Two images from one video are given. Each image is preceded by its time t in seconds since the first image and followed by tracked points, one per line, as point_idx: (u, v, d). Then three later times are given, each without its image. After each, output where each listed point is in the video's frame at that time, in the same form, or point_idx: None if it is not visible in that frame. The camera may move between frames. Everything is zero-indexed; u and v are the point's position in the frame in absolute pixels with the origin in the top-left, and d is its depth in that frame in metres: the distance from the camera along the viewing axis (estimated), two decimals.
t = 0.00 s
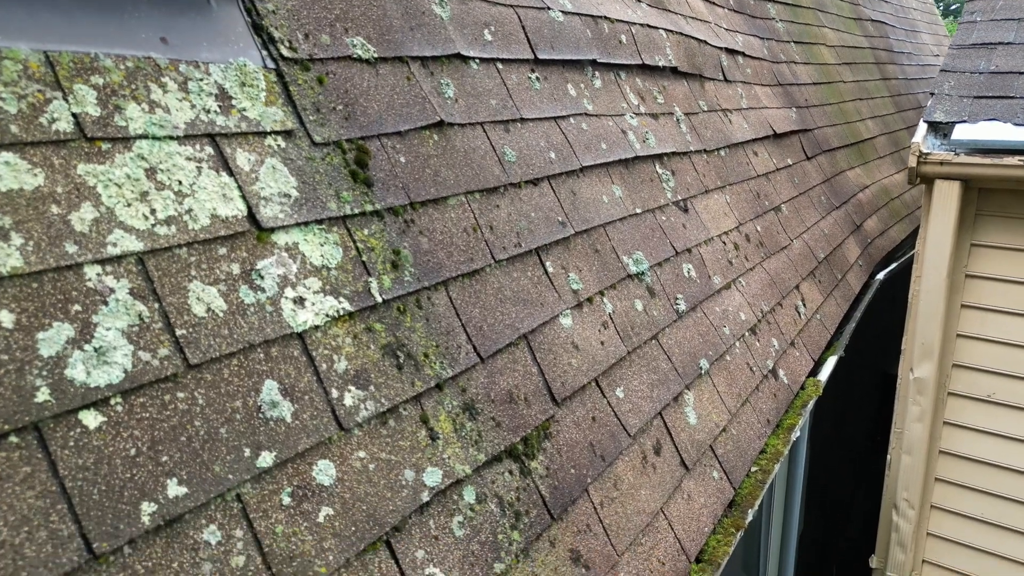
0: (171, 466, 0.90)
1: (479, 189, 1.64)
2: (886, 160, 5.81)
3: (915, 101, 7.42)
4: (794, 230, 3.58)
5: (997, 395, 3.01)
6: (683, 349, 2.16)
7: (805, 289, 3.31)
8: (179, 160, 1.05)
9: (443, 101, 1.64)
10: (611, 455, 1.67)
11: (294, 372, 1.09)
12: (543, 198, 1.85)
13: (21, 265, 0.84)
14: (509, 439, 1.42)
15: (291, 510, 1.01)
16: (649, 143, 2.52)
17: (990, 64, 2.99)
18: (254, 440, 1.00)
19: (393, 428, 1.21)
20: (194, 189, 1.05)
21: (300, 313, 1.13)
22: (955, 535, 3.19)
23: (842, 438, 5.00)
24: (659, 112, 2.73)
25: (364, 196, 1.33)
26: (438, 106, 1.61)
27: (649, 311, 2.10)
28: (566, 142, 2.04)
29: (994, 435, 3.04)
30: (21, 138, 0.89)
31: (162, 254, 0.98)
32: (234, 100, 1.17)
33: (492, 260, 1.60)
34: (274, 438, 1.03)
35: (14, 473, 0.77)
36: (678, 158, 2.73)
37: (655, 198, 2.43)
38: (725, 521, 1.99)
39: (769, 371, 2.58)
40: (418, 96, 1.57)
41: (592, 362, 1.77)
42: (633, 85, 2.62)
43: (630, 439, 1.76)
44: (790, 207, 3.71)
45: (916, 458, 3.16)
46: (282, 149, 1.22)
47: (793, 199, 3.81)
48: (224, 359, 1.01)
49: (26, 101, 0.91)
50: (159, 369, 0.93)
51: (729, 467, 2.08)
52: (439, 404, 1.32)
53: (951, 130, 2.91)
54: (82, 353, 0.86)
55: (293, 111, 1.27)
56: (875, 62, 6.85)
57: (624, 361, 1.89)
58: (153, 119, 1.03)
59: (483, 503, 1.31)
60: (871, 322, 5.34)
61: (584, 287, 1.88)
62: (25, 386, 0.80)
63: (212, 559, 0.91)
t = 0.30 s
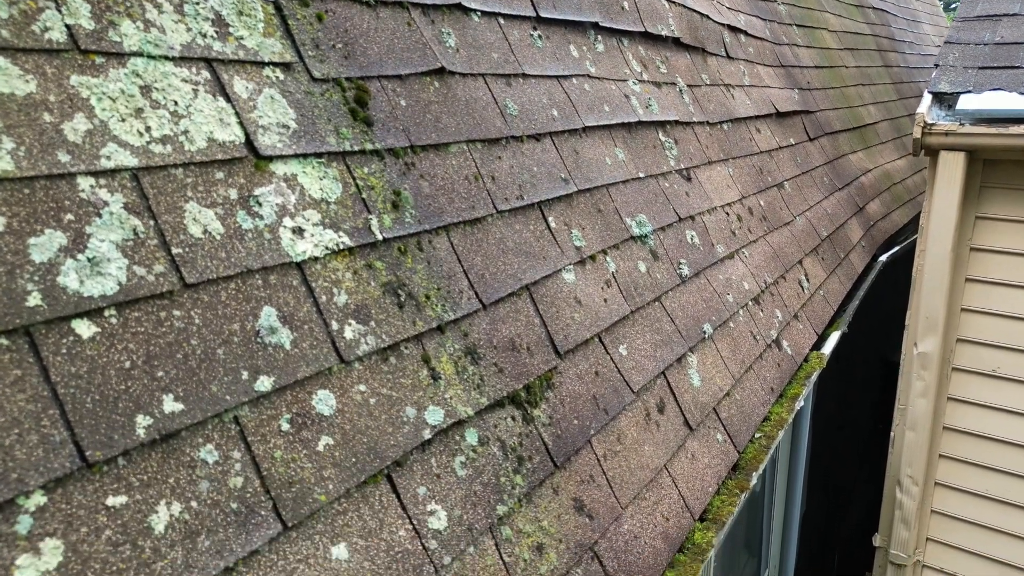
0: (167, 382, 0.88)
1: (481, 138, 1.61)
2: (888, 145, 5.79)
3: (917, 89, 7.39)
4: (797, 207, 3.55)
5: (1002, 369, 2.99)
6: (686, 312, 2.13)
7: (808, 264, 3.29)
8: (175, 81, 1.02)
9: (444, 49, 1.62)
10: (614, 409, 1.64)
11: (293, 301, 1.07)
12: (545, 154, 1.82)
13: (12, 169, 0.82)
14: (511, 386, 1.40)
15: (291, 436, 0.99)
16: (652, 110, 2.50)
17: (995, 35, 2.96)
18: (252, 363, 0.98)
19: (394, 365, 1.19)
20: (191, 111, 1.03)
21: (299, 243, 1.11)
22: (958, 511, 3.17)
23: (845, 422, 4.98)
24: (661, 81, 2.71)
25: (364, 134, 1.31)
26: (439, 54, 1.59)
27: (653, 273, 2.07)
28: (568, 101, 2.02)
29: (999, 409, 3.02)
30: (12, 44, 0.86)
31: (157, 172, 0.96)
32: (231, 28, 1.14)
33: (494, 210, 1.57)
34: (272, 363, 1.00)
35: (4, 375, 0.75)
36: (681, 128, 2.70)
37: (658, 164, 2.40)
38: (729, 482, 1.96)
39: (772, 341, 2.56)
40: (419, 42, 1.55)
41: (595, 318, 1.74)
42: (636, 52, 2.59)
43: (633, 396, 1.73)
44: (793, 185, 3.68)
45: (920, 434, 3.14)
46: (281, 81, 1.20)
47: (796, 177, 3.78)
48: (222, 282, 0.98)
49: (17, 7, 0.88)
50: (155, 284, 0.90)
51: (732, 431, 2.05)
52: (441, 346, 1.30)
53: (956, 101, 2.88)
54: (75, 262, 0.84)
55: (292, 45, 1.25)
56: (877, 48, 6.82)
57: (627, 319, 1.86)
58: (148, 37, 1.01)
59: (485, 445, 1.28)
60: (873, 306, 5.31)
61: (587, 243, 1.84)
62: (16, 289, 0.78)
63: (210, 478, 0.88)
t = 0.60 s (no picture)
0: (164, 347, 0.86)
1: (482, 117, 1.59)
2: (889, 139, 5.77)
3: (918, 85, 7.37)
4: (799, 198, 3.53)
5: (1005, 359, 2.97)
6: (689, 298, 2.11)
7: (810, 255, 3.27)
8: (172, 47, 1.01)
9: (445, 27, 1.60)
10: (617, 391, 1.62)
11: (292, 272, 1.05)
12: (547, 135, 1.80)
13: (6, 127, 0.80)
14: (513, 364, 1.38)
15: (290, 407, 0.97)
16: (654, 96, 2.48)
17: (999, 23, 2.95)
18: (251, 332, 0.96)
19: (394, 339, 1.17)
20: (188, 77, 1.01)
21: (299, 214, 1.09)
22: (961, 502, 3.16)
23: (847, 415, 4.96)
24: (663, 68, 2.69)
25: (364, 108, 1.30)
26: (440, 31, 1.57)
27: (655, 258, 2.04)
28: (570, 84, 2.00)
29: (1002, 399, 3.00)
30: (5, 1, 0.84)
31: (154, 136, 0.94)
32: None
33: (495, 188, 1.54)
34: (271, 333, 0.98)
35: None
36: (683, 115, 2.68)
37: (660, 150, 2.38)
38: (732, 468, 1.94)
39: (775, 329, 2.54)
40: (420, 18, 1.53)
41: (598, 300, 1.71)
42: (637, 39, 2.58)
43: (636, 378, 1.71)
44: (795, 176, 3.66)
45: (924, 425, 3.12)
46: (280, 52, 1.18)
47: (798, 168, 3.76)
48: (220, 250, 0.96)
49: None
50: (151, 249, 0.89)
51: (735, 417, 2.04)
52: (442, 323, 1.28)
53: (959, 89, 2.86)
54: (69, 223, 0.82)
55: (292, 16, 1.23)
56: (879, 43, 6.80)
57: (630, 303, 1.84)
58: (145, 2, 0.99)
59: (486, 423, 1.26)
60: (875, 300, 5.30)
61: (589, 226, 1.81)
62: (9, 249, 0.76)
63: (208, 446, 0.86)
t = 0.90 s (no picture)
0: (166, 332, 0.85)
1: (484, 107, 1.59)
2: (891, 137, 5.76)
3: (919, 82, 7.37)
4: (801, 193, 3.52)
5: (1007, 354, 2.97)
6: (691, 291, 2.10)
7: (812, 250, 3.26)
8: (173, 30, 1.00)
9: (447, 17, 1.59)
10: (619, 383, 1.61)
11: (294, 258, 1.04)
12: (549, 127, 1.80)
13: (5, 108, 0.79)
14: (516, 354, 1.37)
15: (292, 394, 0.96)
16: (656, 89, 2.47)
17: (1002, 18, 2.94)
18: (253, 318, 0.95)
19: (396, 328, 1.17)
20: (190, 61, 1.00)
21: (301, 200, 1.09)
22: (962, 498, 3.15)
23: (848, 413, 4.95)
24: (665, 62, 2.68)
25: (366, 95, 1.29)
26: (442, 20, 1.56)
27: (657, 250, 2.03)
28: (572, 76, 1.99)
29: (1004, 395, 3.00)
30: None
31: (155, 120, 0.94)
32: None
33: (498, 178, 1.53)
34: (273, 319, 0.98)
35: None
36: (685, 109, 2.67)
37: (662, 144, 2.37)
38: (735, 462, 1.93)
39: (777, 323, 2.53)
40: (422, 7, 1.52)
41: (600, 292, 1.70)
42: (639, 32, 2.57)
43: (639, 370, 1.70)
44: (797, 172, 3.65)
45: (926, 421, 3.11)
46: (282, 38, 1.17)
47: (800, 164, 3.75)
48: (222, 235, 0.96)
49: None
50: (152, 233, 0.88)
51: (738, 410, 2.03)
52: (444, 312, 1.27)
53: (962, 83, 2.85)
54: (70, 205, 0.81)
55: (293, 2, 1.22)
56: (880, 41, 6.80)
57: (632, 296, 1.83)
58: None
59: (490, 413, 1.25)
60: (876, 298, 5.29)
61: (591, 218, 1.80)
62: (10, 230, 0.76)
63: (210, 431, 0.86)
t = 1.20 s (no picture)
0: (174, 330, 0.86)
1: (488, 107, 1.59)
2: (892, 137, 5.77)
3: (920, 82, 7.38)
4: (802, 193, 3.52)
5: (1008, 354, 2.97)
6: (694, 291, 2.10)
7: (814, 250, 3.27)
8: (180, 29, 1.00)
9: (451, 16, 1.59)
10: (623, 382, 1.62)
11: (301, 257, 1.04)
12: (553, 126, 1.80)
13: (15, 106, 0.80)
14: (521, 353, 1.37)
15: (300, 392, 0.96)
16: (659, 89, 2.47)
17: (1004, 17, 2.95)
18: (261, 317, 0.96)
19: (402, 326, 1.17)
20: (197, 60, 1.01)
21: (307, 199, 1.09)
22: (964, 498, 3.16)
23: (848, 413, 4.95)
24: (667, 62, 2.68)
25: (371, 94, 1.29)
26: (446, 20, 1.56)
27: (660, 250, 2.03)
28: (575, 76, 1.99)
29: (1006, 395, 3.00)
30: None
31: (163, 119, 0.94)
32: None
33: (502, 178, 1.53)
34: (281, 317, 0.98)
35: (9, 314, 0.73)
36: (687, 109, 2.68)
37: (665, 143, 2.37)
38: (738, 461, 1.93)
39: (779, 323, 2.53)
40: (425, 7, 1.52)
41: (604, 291, 1.70)
42: (642, 32, 2.57)
43: (642, 369, 1.70)
44: (798, 171, 3.65)
45: (927, 421, 3.11)
46: (288, 37, 1.17)
47: (801, 164, 3.76)
48: (229, 233, 0.96)
49: None
50: (161, 231, 0.88)
51: (741, 410, 2.03)
52: (449, 311, 1.27)
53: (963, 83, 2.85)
54: (79, 204, 0.82)
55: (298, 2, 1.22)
56: (881, 41, 6.81)
57: (635, 295, 1.83)
58: None
59: (495, 411, 1.26)
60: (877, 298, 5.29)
61: (595, 218, 1.81)
62: (20, 228, 0.76)
63: (218, 429, 0.86)
